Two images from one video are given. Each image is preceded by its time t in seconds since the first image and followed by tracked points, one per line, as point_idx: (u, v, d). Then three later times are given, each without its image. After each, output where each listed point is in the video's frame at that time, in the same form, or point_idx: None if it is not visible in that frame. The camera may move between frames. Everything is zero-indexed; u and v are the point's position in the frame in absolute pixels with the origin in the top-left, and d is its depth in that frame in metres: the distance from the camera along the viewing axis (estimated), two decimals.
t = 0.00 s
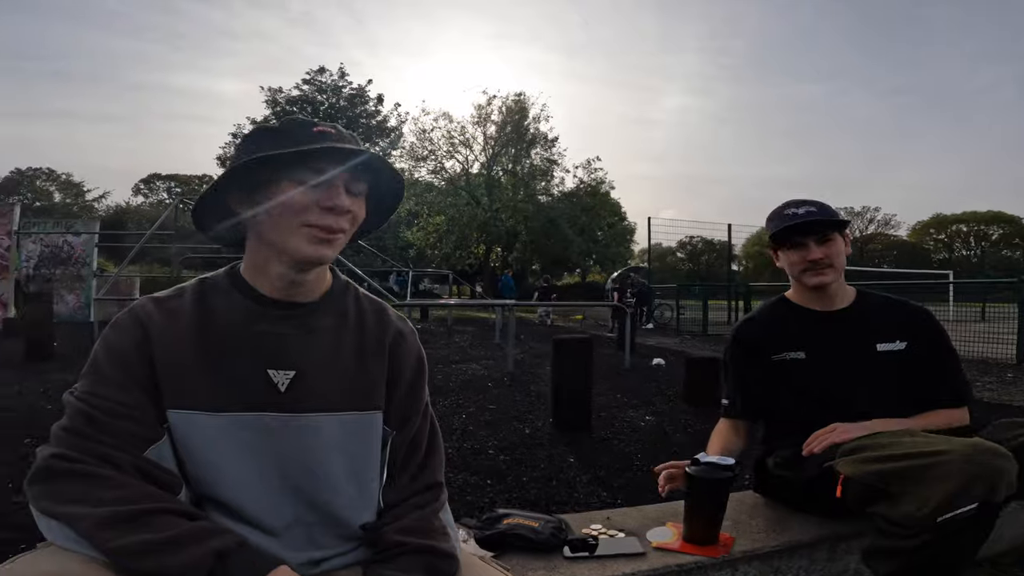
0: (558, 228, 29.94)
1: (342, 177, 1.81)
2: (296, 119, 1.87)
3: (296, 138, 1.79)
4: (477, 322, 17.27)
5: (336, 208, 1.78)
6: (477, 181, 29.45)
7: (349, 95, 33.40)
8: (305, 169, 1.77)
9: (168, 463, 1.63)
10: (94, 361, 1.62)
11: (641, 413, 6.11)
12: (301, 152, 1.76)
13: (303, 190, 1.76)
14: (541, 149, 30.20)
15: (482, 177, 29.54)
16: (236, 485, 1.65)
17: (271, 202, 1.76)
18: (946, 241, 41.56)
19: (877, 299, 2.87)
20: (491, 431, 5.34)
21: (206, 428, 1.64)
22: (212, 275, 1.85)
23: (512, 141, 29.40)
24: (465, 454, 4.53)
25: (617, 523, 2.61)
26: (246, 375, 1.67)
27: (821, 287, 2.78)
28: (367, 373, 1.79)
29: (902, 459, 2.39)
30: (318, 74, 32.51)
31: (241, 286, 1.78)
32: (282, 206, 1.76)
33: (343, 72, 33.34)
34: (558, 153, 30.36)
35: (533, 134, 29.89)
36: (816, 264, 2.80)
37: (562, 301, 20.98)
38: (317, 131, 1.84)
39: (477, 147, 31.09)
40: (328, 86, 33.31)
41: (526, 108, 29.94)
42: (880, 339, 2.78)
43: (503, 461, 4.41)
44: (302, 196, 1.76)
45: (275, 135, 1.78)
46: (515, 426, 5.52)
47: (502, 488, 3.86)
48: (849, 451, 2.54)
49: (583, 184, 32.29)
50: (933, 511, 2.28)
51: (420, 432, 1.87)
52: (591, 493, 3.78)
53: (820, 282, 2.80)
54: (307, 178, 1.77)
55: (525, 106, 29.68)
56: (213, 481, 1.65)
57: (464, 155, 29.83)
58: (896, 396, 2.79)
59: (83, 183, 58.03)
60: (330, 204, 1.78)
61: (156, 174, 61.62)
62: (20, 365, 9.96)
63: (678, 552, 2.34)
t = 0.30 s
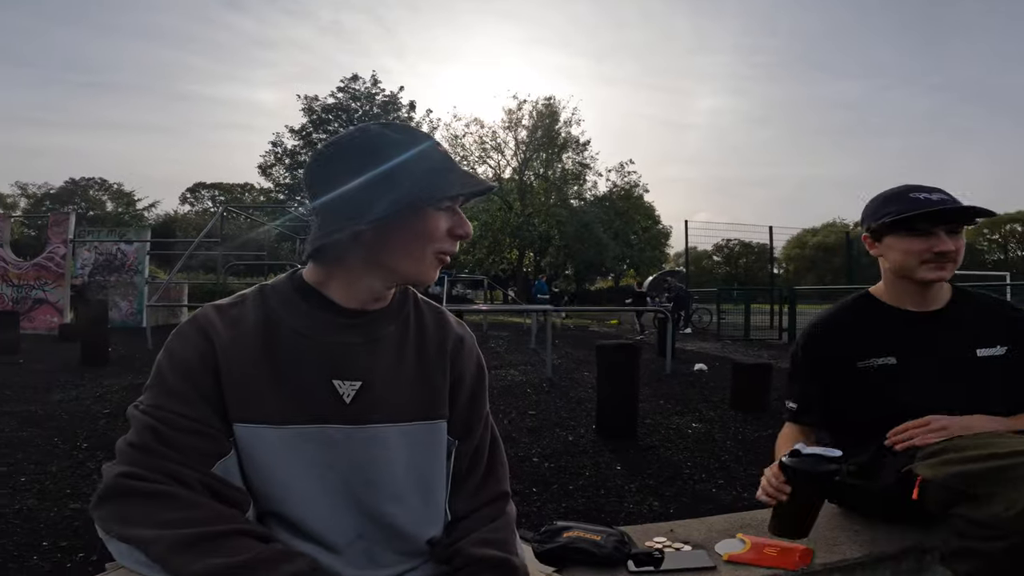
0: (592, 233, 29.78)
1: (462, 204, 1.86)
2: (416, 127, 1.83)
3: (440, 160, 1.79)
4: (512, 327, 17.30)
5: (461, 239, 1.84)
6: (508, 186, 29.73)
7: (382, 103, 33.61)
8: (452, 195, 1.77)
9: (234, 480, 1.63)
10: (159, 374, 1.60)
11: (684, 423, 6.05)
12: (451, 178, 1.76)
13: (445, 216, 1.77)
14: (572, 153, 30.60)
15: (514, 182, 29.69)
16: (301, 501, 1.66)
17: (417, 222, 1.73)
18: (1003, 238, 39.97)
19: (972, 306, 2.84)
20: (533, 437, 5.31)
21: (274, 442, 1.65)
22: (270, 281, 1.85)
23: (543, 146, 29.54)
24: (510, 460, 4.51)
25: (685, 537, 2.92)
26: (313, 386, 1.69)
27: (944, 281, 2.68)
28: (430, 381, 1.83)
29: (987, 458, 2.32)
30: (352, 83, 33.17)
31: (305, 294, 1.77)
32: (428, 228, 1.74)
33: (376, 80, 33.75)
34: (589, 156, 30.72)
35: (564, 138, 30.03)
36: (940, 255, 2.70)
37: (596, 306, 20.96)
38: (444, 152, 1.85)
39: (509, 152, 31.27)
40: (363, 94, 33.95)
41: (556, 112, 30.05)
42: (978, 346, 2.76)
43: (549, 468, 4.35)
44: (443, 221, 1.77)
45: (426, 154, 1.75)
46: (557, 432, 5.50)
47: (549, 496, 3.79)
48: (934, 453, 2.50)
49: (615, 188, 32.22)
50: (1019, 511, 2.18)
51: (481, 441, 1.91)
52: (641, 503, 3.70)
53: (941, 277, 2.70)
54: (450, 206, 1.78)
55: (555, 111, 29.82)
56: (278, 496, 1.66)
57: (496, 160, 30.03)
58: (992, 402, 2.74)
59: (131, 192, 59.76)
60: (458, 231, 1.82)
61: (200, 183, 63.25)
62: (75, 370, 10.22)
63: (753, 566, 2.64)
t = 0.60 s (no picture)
0: (613, 237, 29.55)
1: (463, 208, 1.75)
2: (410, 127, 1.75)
3: (430, 162, 1.69)
4: (534, 333, 17.27)
5: (461, 246, 1.72)
6: (528, 191, 29.85)
7: (402, 110, 33.77)
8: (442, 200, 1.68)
9: (262, 494, 1.59)
10: (190, 385, 1.58)
11: (709, 431, 5.97)
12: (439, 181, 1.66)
13: (435, 223, 1.67)
14: (591, 158, 30.54)
15: (534, 188, 29.87)
16: (323, 515, 1.61)
17: (401, 232, 1.65)
18: None
19: None
20: (556, 444, 5.25)
21: (296, 454, 1.60)
22: (298, 292, 1.81)
23: (562, 150, 29.52)
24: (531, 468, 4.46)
25: (713, 550, 2.86)
26: (336, 399, 1.64)
27: None
28: (454, 395, 1.76)
29: None
30: (372, 91, 33.40)
31: (329, 306, 1.73)
32: (416, 238, 1.66)
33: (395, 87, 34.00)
34: (609, 160, 30.62)
35: (583, 142, 29.96)
36: None
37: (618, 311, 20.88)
38: (443, 152, 1.74)
39: (528, 157, 31.29)
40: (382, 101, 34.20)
41: (574, 116, 30.02)
42: None
43: (571, 475, 4.28)
44: (434, 229, 1.67)
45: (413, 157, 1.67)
46: (581, 439, 5.43)
47: (572, 504, 3.72)
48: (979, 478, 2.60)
49: (636, 192, 32.10)
50: None
51: (508, 457, 1.83)
52: (666, 511, 3.61)
53: None
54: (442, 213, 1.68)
55: (574, 115, 29.81)
56: (300, 510, 1.61)
57: (515, 165, 30.09)
58: None
59: (160, 202, 60.89)
60: (457, 240, 1.71)
61: (226, 191, 64.19)
62: (105, 377, 10.37)
63: None
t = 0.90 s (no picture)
0: (632, 240, 29.23)
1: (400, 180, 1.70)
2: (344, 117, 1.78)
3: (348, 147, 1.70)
4: (553, 337, 17.26)
5: (400, 220, 1.67)
6: (547, 195, 29.85)
7: (420, 115, 33.97)
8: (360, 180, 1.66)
9: (273, 482, 1.60)
10: (208, 377, 1.61)
11: (729, 434, 5.90)
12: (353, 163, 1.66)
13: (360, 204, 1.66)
14: (610, 161, 30.42)
15: (553, 192, 30.00)
16: (328, 502, 1.61)
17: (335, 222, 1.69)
18: None
19: None
20: (573, 445, 5.22)
21: (302, 443, 1.61)
22: (311, 288, 1.83)
23: (581, 154, 29.48)
24: (546, 469, 4.43)
25: (725, 549, 2.82)
26: (340, 390, 1.63)
27: None
28: (457, 386, 1.73)
29: None
30: (391, 97, 33.64)
31: (337, 301, 1.74)
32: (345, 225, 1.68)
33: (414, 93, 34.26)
34: (627, 163, 30.47)
35: (602, 145, 29.88)
36: None
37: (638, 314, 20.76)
38: (373, 131, 1.73)
39: (546, 161, 31.29)
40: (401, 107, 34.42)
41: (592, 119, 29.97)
42: None
43: (586, 476, 4.25)
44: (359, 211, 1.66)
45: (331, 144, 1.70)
46: (598, 441, 5.40)
47: (586, 504, 3.69)
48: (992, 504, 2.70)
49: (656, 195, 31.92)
50: None
51: (515, 453, 1.80)
52: (682, 512, 3.56)
53: None
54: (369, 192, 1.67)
55: (592, 118, 29.80)
56: (305, 498, 1.62)
57: (533, 170, 30.10)
58: None
59: (187, 210, 62.02)
60: (392, 216, 1.67)
61: (251, 198, 65.06)
62: (133, 380, 10.54)
63: None
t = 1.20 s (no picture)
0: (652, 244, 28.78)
1: (446, 202, 1.69)
2: (377, 135, 1.72)
3: (399, 165, 1.65)
4: (575, 341, 17.23)
5: (448, 240, 1.66)
6: (567, 199, 29.89)
7: (438, 121, 34.19)
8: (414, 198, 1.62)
9: (288, 490, 1.61)
10: (222, 390, 1.62)
11: (752, 439, 5.84)
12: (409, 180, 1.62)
13: (415, 222, 1.62)
14: (629, 164, 30.32)
15: (572, 197, 30.07)
16: (340, 511, 1.61)
17: (383, 238, 1.62)
18: None
19: None
20: (593, 450, 5.20)
21: (314, 454, 1.60)
22: (323, 299, 1.81)
23: (599, 157, 29.49)
24: (565, 474, 4.41)
25: (742, 555, 2.79)
26: (350, 403, 1.62)
27: None
28: (468, 396, 1.70)
29: None
30: (409, 104, 33.90)
31: (346, 313, 1.72)
32: (394, 242, 1.62)
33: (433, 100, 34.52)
34: (647, 166, 30.34)
35: (620, 149, 29.85)
36: None
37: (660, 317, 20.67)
38: (412, 153, 1.70)
39: (565, 166, 31.34)
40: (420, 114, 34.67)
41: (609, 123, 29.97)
42: None
43: (605, 481, 4.23)
44: (412, 230, 1.62)
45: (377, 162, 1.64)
46: (618, 446, 5.37)
47: (604, 510, 3.66)
48: None
49: (678, 197, 31.63)
50: None
51: (523, 461, 1.77)
52: (702, 518, 3.52)
53: None
54: (422, 212, 1.63)
55: (610, 121, 29.80)
56: (318, 506, 1.62)
57: (552, 174, 30.16)
58: None
59: (215, 219, 63.05)
60: (440, 236, 1.66)
61: (276, 206, 65.89)
62: (163, 386, 10.70)
63: None
